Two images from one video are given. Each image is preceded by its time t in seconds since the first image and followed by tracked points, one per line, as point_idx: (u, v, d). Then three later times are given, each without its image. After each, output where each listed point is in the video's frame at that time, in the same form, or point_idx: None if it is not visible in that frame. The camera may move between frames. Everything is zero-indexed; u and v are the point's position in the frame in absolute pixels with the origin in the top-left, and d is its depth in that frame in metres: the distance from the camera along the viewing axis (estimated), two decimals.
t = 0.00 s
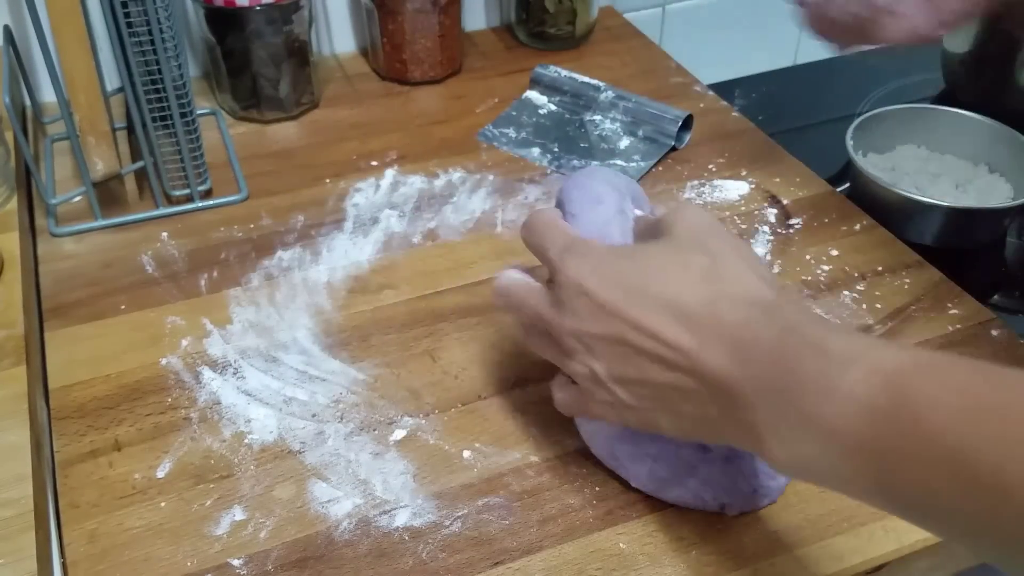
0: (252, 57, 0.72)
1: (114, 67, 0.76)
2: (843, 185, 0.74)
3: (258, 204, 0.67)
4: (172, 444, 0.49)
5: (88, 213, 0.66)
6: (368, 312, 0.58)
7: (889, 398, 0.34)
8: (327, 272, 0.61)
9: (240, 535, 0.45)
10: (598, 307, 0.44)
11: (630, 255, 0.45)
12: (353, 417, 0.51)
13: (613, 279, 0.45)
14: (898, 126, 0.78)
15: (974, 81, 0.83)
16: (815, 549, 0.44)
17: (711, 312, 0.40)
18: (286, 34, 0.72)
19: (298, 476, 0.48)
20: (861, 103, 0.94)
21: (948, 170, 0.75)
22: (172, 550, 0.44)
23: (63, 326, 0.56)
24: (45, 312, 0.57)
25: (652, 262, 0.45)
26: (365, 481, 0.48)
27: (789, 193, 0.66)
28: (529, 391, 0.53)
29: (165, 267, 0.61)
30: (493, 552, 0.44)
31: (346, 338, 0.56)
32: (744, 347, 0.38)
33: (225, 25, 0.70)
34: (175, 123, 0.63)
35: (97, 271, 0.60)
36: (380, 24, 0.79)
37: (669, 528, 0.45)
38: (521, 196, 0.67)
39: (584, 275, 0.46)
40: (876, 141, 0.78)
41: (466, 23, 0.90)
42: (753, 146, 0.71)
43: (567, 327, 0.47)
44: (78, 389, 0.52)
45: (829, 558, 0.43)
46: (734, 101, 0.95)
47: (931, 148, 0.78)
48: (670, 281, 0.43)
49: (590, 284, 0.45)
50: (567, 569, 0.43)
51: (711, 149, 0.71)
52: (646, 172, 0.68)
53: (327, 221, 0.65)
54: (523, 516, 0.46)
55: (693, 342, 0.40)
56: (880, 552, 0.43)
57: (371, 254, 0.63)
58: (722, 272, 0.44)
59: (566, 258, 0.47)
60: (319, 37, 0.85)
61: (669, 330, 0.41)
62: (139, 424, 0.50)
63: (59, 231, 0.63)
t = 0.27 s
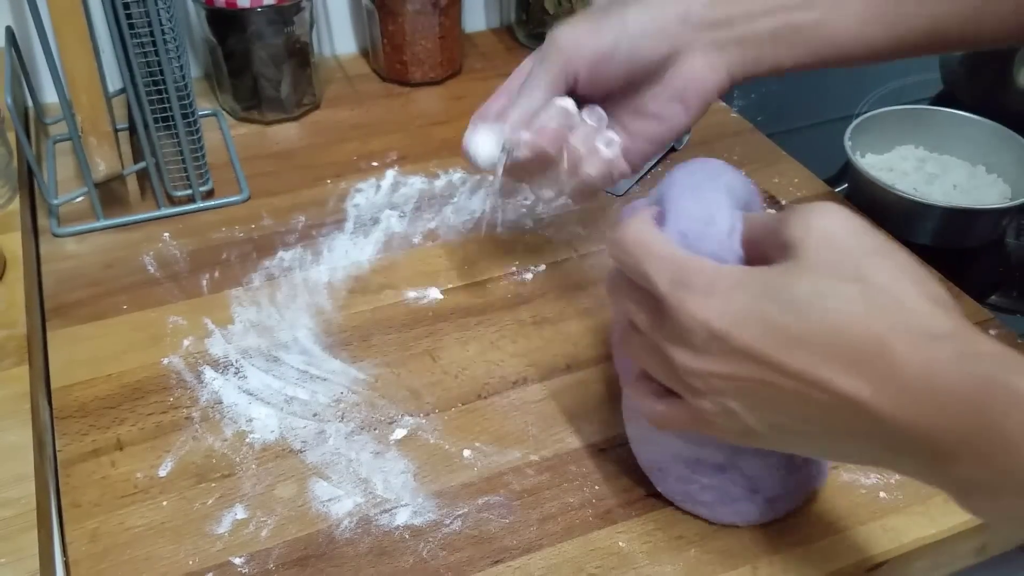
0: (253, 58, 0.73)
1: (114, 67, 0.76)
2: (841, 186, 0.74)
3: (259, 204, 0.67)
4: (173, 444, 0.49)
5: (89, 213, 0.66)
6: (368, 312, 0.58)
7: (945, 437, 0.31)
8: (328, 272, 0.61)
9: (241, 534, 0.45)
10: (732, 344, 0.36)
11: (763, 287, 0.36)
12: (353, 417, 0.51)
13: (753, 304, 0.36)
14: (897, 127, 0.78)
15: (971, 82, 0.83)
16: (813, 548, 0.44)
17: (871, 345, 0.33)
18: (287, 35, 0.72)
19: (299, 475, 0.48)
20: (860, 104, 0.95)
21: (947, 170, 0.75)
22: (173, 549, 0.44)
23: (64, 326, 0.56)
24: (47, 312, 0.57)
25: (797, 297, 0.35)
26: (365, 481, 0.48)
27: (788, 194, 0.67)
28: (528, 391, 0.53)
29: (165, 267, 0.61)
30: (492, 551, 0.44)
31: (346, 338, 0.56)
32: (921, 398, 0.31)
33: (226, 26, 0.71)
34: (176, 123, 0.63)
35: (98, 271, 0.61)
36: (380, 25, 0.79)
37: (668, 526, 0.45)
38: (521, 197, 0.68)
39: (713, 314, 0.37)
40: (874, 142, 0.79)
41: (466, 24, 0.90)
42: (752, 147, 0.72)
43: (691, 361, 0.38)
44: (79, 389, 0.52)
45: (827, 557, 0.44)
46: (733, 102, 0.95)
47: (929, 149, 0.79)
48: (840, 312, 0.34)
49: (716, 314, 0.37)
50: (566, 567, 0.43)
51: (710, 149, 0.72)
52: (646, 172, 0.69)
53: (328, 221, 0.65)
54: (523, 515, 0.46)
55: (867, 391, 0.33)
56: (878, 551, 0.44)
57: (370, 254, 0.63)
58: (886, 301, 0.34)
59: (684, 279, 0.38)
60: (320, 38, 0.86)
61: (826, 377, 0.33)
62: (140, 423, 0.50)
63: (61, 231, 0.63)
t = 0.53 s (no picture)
0: (253, 58, 0.73)
1: (115, 67, 0.76)
2: (841, 187, 0.74)
3: (259, 204, 0.67)
4: (173, 444, 0.49)
5: (89, 213, 0.66)
6: (369, 312, 0.58)
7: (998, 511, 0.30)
8: (328, 272, 0.61)
9: (241, 534, 0.45)
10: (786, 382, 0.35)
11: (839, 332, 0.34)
12: (354, 417, 0.51)
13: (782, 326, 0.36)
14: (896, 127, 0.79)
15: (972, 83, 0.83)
16: (813, 548, 0.44)
17: (912, 391, 0.31)
18: (287, 36, 0.72)
19: (299, 475, 0.48)
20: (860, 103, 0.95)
21: (947, 170, 0.75)
22: (173, 549, 0.44)
23: (64, 326, 0.56)
24: (47, 312, 0.57)
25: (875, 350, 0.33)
26: (365, 481, 0.48)
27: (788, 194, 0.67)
28: (528, 390, 0.53)
29: (166, 267, 0.61)
30: (492, 551, 0.44)
31: (347, 338, 0.56)
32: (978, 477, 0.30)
33: (227, 26, 0.71)
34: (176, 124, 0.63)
35: (98, 271, 0.61)
36: (381, 25, 0.79)
37: (668, 526, 0.45)
38: (521, 197, 0.68)
39: (747, 343, 0.37)
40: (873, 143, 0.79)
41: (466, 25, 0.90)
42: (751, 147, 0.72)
43: (736, 412, 0.37)
44: (79, 389, 0.52)
45: (827, 558, 0.44)
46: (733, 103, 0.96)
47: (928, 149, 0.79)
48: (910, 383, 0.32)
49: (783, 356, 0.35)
50: (566, 567, 0.43)
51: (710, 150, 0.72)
52: (646, 172, 0.69)
53: (329, 221, 0.65)
54: (523, 515, 0.46)
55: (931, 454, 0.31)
56: (877, 550, 0.44)
57: (369, 255, 0.63)
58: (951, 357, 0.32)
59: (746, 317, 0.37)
60: (320, 38, 0.86)
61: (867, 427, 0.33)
62: (140, 424, 0.50)
63: (61, 231, 0.63)
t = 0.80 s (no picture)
0: (253, 58, 0.73)
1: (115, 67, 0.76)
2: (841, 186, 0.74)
3: (259, 204, 0.67)
4: (173, 444, 0.49)
5: (89, 213, 0.66)
6: (369, 312, 0.58)
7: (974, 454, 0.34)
8: (328, 272, 0.61)
9: (241, 534, 0.45)
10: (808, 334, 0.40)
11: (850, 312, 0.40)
12: (354, 417, 0.51)
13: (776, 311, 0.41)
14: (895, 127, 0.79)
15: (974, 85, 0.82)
16: (812, 548, 0.44)
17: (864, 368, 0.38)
18: (287, 36, 0.72)
19: (299, 475, 0.48)
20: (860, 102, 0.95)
21: (947, 169, 0.75)
22: (173, 549, 0.44)
23: (64, 326, 0.56)
24: (47, 312, 0.57)
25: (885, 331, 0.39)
26: (366, 481, 0.48)
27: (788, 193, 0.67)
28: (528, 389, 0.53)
29: (166, 267, 0.61)
30: (492, 551, 0.44)
31: (347, 338, 0.56)
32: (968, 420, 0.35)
33: (227, 26, 0.70)
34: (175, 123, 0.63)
35: (98, 271, 0.61)
36: (381, 25, 0.79)
37: (669, 526, 0.45)
38: (521, 197, 0.68)
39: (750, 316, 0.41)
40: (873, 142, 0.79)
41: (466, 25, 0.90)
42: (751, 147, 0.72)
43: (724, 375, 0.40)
44: (79, 389, 0.52)
45: (825, 558, 0.44)
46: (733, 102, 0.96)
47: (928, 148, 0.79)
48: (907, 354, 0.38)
49: (799, 325, 0.40)
50: (566, 567, 0.43)
51: (710, 150, 0.72)
52: (646, 172, 0.69)
53: (329, 221, 0.66)
54: (523, 515, 0.46)
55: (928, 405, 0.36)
56: (877, 550, 0.44)
57: (368, 255, 0.63)
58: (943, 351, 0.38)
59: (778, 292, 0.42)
60: (320, 38, 0.86)
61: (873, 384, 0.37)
62: (140, 424, 0.50)
63: (61, 232, 0.63)
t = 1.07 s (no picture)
0: (253, 58, 0.73)
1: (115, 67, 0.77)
2: (841, 186, 0.74)
3: (259, 204, 0.67)
4: (173, 444, 0.49)
5: (89, 213, 0.66)
6: (369, 312, 0.58)
7: (890, 407, 0.33)
8: (328, 272, 0.61)
9: (241, 534, 0.45)
10: (735, 309, 0.38)
11: (776, 275, 0.38)
12: (354, 417, 0.51)
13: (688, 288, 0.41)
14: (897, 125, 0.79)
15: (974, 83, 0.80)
16: (813, 548, 0.44)
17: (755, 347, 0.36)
18: (287, 36, 0.72)
19: (299, 475, 0.48)
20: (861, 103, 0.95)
21: (946, 169, 0.75)
22: (173, 549, 0.44)
23: (64, 326, 0.56)
24: (47, 312, 0.57)
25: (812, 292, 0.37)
26: (365, 481, 0.48)
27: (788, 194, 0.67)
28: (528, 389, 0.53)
29: (166, 267, 0.61)
30: (493, 550, 0.44)
31: (347, 338, 0.56)
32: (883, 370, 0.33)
33: (227, 26, 0.71)
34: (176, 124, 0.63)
35: (99, 271, 0.61)
36: (381, 25, 0.79)
37: (669, 526, 0.45)
38: (521, 197, 0.68)
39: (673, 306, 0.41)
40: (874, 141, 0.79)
41: (466, 25, 0.90)
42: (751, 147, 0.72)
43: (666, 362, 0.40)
44: (80, 389, 0.52)
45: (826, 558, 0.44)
46: (733, 102, 0.96)
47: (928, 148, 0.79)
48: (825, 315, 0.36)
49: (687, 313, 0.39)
50: (566, 567, 0.44)
51: (710, 150, 0.72)
52: (646, 172, 0.69)
53: (329, 221, 0.66)
54: (523, 515, 0.46)
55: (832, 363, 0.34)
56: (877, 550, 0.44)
57: (368, 255, 0.63)
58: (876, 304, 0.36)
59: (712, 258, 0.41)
60: (320, 39, 0.86)
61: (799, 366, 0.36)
62: (140, 423, 0.50)
63: (61, 232, 0.63)
